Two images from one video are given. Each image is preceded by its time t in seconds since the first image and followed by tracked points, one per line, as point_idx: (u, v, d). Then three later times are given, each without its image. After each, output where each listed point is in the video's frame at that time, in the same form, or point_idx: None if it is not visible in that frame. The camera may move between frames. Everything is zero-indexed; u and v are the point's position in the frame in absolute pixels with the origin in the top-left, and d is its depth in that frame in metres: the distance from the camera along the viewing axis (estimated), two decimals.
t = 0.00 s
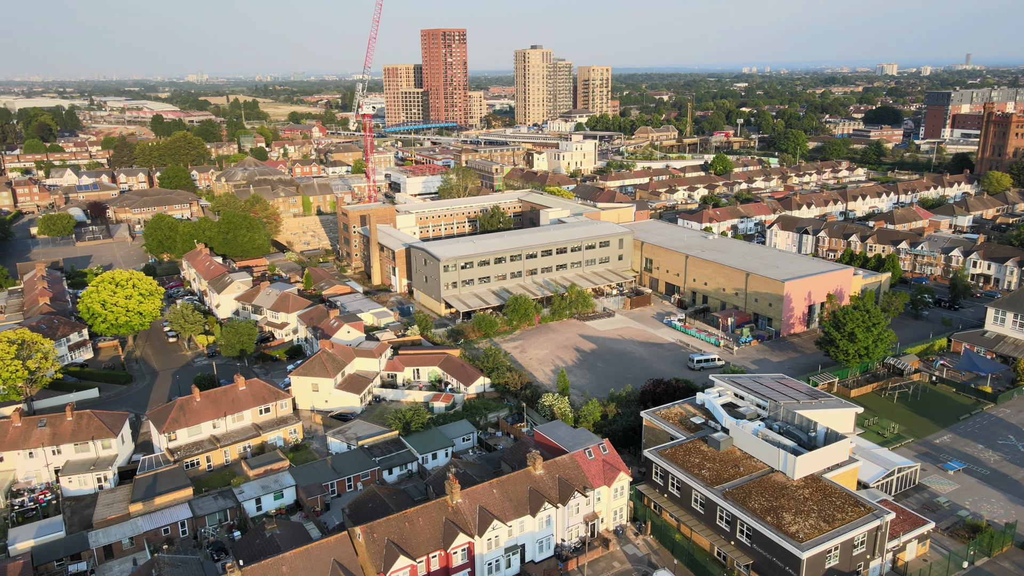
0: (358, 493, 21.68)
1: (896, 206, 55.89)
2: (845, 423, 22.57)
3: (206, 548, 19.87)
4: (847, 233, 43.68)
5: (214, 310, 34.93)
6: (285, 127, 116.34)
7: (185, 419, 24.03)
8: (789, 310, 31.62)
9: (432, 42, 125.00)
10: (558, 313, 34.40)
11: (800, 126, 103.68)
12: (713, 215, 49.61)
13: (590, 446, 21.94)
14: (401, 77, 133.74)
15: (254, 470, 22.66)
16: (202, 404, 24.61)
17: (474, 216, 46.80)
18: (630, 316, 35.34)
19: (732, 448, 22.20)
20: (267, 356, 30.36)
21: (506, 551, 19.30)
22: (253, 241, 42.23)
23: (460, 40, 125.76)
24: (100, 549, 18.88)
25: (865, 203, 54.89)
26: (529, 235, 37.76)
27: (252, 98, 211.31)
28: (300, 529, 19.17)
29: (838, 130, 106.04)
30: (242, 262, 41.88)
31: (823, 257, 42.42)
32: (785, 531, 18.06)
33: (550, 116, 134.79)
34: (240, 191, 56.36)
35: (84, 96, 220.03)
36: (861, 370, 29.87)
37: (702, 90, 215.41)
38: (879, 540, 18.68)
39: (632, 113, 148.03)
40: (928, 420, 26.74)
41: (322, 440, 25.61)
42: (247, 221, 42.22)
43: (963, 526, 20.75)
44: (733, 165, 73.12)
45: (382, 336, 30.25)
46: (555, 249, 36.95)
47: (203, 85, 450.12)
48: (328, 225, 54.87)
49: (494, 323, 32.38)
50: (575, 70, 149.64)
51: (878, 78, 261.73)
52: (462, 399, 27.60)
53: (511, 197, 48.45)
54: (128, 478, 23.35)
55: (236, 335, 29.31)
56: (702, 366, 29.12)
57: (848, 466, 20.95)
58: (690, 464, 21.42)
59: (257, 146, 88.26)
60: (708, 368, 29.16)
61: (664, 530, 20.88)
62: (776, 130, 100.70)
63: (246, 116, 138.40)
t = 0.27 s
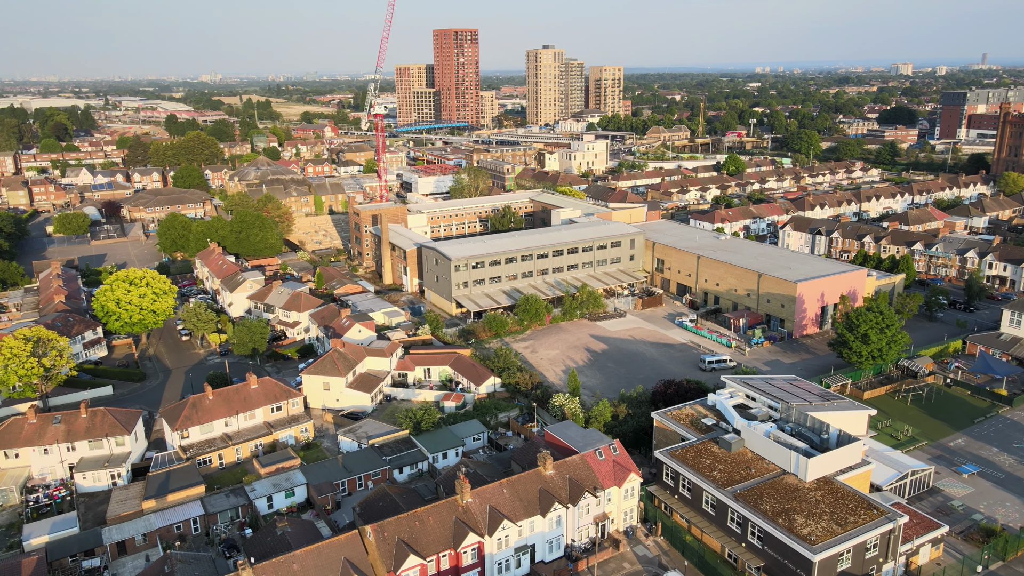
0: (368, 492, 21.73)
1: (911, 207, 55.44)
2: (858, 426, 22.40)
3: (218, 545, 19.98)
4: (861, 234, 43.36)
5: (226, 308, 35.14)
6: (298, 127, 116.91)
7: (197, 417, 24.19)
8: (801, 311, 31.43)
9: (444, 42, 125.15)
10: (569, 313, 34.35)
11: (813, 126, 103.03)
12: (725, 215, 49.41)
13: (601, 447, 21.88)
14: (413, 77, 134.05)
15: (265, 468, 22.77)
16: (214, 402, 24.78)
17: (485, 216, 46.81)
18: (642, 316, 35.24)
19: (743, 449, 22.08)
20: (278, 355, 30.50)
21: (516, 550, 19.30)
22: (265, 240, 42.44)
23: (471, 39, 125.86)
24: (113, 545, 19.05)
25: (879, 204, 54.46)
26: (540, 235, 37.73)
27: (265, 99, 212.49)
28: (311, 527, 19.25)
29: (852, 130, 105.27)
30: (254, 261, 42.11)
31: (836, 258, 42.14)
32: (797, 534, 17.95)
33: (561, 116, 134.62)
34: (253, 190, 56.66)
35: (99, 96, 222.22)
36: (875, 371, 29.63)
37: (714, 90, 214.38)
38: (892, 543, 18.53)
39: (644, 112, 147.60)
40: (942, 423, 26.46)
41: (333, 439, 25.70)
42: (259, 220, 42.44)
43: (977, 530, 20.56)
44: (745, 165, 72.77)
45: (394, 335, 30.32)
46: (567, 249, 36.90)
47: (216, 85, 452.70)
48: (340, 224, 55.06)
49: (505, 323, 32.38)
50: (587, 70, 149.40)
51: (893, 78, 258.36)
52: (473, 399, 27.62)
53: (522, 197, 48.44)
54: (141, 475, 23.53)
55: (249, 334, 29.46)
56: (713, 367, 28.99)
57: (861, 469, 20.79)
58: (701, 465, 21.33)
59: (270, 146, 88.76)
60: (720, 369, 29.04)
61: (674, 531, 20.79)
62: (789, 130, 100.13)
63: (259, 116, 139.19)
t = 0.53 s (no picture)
0: (379, 491, 21.79)
1: (925, 208, 54.98)
2: (871, 428, 22.22)
3: (229, 542, 20.10)
4: (875, 235, 43.04)
5: (239, 307, 35.35)
6: (310, 126, 117.38)
7: (209, 414, 24.33)
8: (814, 313, 31.24)
9: (456, 42, 125.29)
10: (580, 313, 34.31)
11: (827, 127, 102.34)
12: (737, 216, 49.21)
13: (611, 447, 21.82)
14: (425, 77, 134.32)
15: (277, 466, 22.88)
16: (226, 400, 24.93)
17: (497, 215, 46.84)
18: (653, 317, 35.14)
19: (754, 451, 21.96)
20: (290, 354, 30.64)
21: (526, 551, 19.29)
22: (277, 240, 42.66)
23: (483, 39, 125.90)
24: (126, 541, 19.20)
25: (894, 205, 54.04)
26: (551, 235, 37.71)
27: (278, 98, 213.55)
28: (321, 525, 19.31)
29: (866, 131, 104.48)
30: (267, 260, 42.32)
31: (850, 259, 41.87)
32: (809, 536, 17.84)
33: (573, 116, 134.44)
34: (266, 189, 56.98)
35: (114, 96, 224.13)
36: (888, 374, 29.40)
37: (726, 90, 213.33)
38: (904, 547, 18.38)
39: (656, 112, 147.17)
40: (956, 426, 26.23)
41: (344, 438, 25.78)
42: (271, 219, 42.66)
43: (992, 535, 20.36)
44: (758, 166, 72.39)
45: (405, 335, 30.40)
46: (578, 249, 36.85)
47: (228, 85, 455.24)
48: (351, 224, 55.26)
49: (516, 323, 32.38)
50: (599, 70, 149.07)
51: (908, 78, 255.82)
52: (484, 399, 27.63)
53: (534, 197, 48.44)
54: (154, 472, 23.70)
55: (261, 332, 29.63)
56: (724, 368, 28.88)
57: (873, 472, 20.64)
58: (712, 466, 21.23)
59: (283, 145, 89.22)
60: (731, 370, 28.92)
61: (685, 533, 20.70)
62: (803, 130, 99.52)
63: (272, 115, 139.97)
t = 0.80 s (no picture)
0: (389, 490, 21.83)
1: (940, 209, 54.52)
2: (884, 431, 22.06)
3: (241, 539, 20.18)
4: (889, 236, 42.72)
5: (251, 306, 35.54)
6: (321, 126, 117.78)
7: (221, 412, 24.49)
8: (827, 314, 31.03)
9: (468, 42, 125.41)
10: (591, 313, 34.26)
11: (840, 127, 101.65)
12: (749, 216, 49.00)
13: (622, 448, 21.77)
14: (437, 76, 134.55)
15: (288, 464, 22.98)
16: (238, 398, 25.08)
17: (508, 215, 46.85)
18: (664, 317, 35.03)
19: (766, 453, 21.84)
20: (302, 352, 30.77)
21: (536, 551, 19.28)
22: (289, 239, 42.85)
23: (495, 39, 125.90)
24: (138, 537, 19.33)
25: (908, 206, 53.63)
26: (563, 235, 37.67)
27: (291, 98, 214.64)
28: (332, 524, 19.37)
29: (880, 131, 103.70)
30: (279, 259, 42.52)
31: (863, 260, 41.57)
32: (820, 539, 17.73)
33: (585, 116, 134.23)
34: (278, 189, 57.27)
35: (129, 96, 225.86)
36: (901, 376, 29.17)
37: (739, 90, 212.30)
38: (917, 551, 18.23)
39: (668, 112, 146.70)
40: (970, 429, 25.98)
41: (355, 436, 25.86)
42: (284, 218, 42.86)
43: (1006, 539, 20.16)
44: (771, 166, 71.99)
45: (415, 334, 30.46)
46: (589, 249, 36.79)
47: (244, 83, 456.46)
48: (363, 223, 55.43)
49: (527, 323, 32.37)
50: (610, 70, 148.74)
51: (923, 78, 253.41)
52: (494, 398, 27.63)
53: (545, 197, 48.41)
54: (167, 469, 23.86)
55: (272, 331, 29.79)
56: (736, 369, 28.75)
57: (886, 475, 20.48)
58: (723, 468, 21.13)
59: (295, 145, 89.64)
60: (743, 372, 28.79)
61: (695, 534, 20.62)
62: (816, 131, 98.89)
63: (284, 114, 140.70)
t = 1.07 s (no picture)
0: (399, 488, 21.87)
1: (956, 210, 54.04)
2: (897, 433, 21.88)
3: (252, 537, 20.28)
4: (903, 238, 42.39)
5: (263, 304, 35.72)
6: (333, 125, 118.18)
7: (233, 410, 24.62)
8: (839, 316, 30.83)
9: (480, 42, 125.46)
10: (602, 314, 34.21)
11: (854, 127, 100.95)
12: (762, 217, 48.78)
13: (632, 448, 21.70)
14: (448, 76, 134.76)
15: (299, 462, 23.07)
16: (250, 396, 25.20)
17: (519, 215, 46.84)
18: (675, 318, 34.91)
19: (777, 454, 21.71)
20: (313, 351, 30.89)
21: (545, 551, 19.27)
22: (301, 238, 43.05)
23: (507, 39, 125.91)
24: (151, 533, 19.49)
25: (922, 207, 53.21)
26: (574, 235, 37.63)
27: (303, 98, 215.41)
28: (342, 522, 19.43)
29: (895, 131, 102.88)
30: (291, 258, 42.71)
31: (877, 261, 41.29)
32: (832, 542, 17.62)
33: (596, 116, 133.99)
34: (290, 188, 57.55)
35: (143, 96, 227.61)
36: (915, 378, 28.91)
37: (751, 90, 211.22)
38: (930, 555, 18.07)
39: (680, 112, 146.19)
40: (985, 432, 25.72)
41: (365, 435, 25.93)
42: (296, 218, 43.06)
43: (1021, 544, 19.95)
44: (784, 166, 71.60)
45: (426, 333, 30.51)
46: (600, 249, 36.72)
47: (256, 82, 458.92)
48: (374, 222, 55.60)
49: (538, 323, 32.35)
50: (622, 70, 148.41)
51: (938, 78, 251.01)
52: (505, 398, 27.63)
53: (556, 197, 48.37)
54: (179, 467, 24.01)
55: (284, 330, 29.95)
56: (748, 370, 28.62)
57: (899, 477, 20.31)
58: (734, 469, 21.02)
59: (308, 145, 90.05)
60: (754, 373, 28.64)
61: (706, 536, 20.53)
62: (830, 131, 98.25)
63: (297, 114, 141.35)
